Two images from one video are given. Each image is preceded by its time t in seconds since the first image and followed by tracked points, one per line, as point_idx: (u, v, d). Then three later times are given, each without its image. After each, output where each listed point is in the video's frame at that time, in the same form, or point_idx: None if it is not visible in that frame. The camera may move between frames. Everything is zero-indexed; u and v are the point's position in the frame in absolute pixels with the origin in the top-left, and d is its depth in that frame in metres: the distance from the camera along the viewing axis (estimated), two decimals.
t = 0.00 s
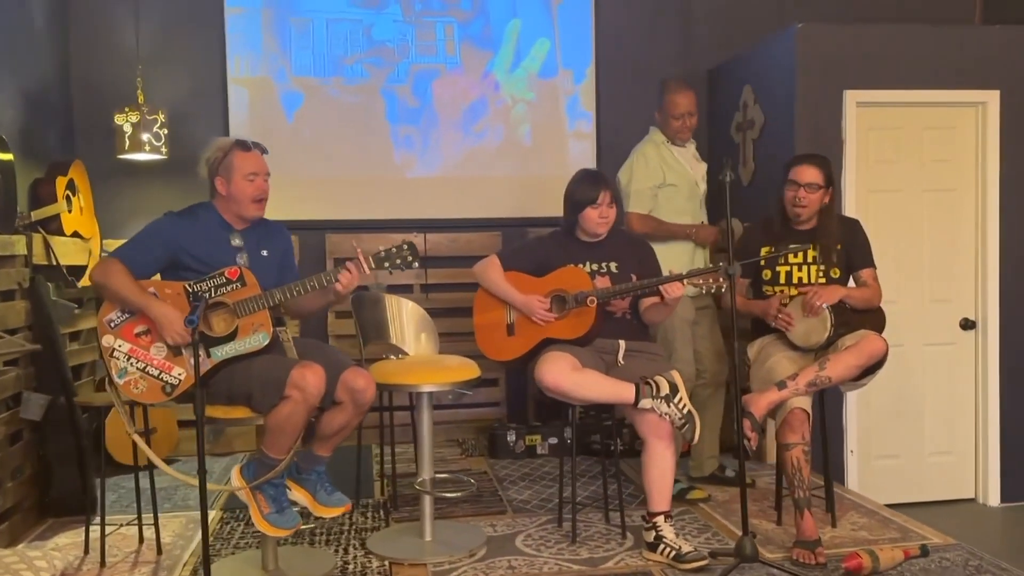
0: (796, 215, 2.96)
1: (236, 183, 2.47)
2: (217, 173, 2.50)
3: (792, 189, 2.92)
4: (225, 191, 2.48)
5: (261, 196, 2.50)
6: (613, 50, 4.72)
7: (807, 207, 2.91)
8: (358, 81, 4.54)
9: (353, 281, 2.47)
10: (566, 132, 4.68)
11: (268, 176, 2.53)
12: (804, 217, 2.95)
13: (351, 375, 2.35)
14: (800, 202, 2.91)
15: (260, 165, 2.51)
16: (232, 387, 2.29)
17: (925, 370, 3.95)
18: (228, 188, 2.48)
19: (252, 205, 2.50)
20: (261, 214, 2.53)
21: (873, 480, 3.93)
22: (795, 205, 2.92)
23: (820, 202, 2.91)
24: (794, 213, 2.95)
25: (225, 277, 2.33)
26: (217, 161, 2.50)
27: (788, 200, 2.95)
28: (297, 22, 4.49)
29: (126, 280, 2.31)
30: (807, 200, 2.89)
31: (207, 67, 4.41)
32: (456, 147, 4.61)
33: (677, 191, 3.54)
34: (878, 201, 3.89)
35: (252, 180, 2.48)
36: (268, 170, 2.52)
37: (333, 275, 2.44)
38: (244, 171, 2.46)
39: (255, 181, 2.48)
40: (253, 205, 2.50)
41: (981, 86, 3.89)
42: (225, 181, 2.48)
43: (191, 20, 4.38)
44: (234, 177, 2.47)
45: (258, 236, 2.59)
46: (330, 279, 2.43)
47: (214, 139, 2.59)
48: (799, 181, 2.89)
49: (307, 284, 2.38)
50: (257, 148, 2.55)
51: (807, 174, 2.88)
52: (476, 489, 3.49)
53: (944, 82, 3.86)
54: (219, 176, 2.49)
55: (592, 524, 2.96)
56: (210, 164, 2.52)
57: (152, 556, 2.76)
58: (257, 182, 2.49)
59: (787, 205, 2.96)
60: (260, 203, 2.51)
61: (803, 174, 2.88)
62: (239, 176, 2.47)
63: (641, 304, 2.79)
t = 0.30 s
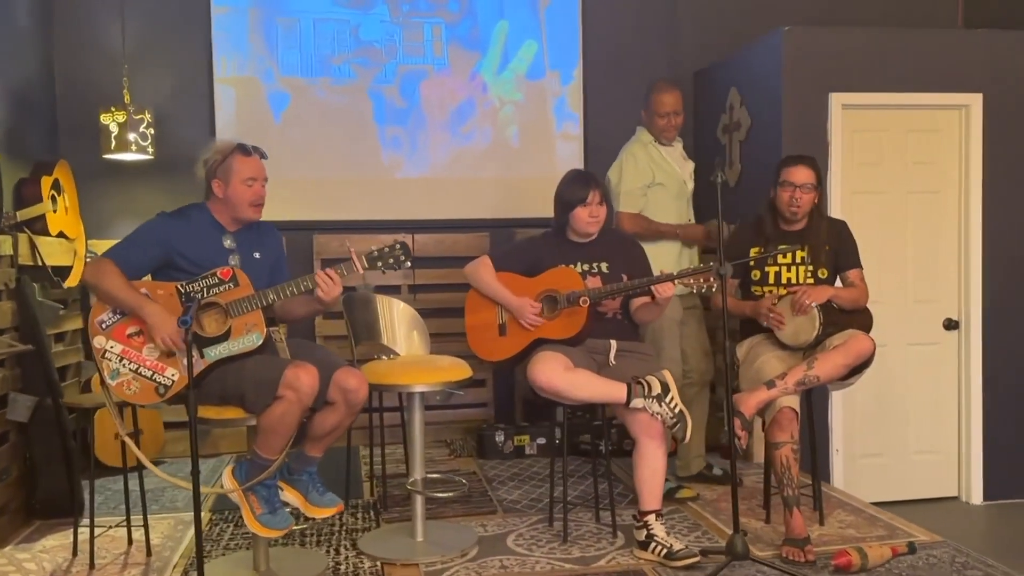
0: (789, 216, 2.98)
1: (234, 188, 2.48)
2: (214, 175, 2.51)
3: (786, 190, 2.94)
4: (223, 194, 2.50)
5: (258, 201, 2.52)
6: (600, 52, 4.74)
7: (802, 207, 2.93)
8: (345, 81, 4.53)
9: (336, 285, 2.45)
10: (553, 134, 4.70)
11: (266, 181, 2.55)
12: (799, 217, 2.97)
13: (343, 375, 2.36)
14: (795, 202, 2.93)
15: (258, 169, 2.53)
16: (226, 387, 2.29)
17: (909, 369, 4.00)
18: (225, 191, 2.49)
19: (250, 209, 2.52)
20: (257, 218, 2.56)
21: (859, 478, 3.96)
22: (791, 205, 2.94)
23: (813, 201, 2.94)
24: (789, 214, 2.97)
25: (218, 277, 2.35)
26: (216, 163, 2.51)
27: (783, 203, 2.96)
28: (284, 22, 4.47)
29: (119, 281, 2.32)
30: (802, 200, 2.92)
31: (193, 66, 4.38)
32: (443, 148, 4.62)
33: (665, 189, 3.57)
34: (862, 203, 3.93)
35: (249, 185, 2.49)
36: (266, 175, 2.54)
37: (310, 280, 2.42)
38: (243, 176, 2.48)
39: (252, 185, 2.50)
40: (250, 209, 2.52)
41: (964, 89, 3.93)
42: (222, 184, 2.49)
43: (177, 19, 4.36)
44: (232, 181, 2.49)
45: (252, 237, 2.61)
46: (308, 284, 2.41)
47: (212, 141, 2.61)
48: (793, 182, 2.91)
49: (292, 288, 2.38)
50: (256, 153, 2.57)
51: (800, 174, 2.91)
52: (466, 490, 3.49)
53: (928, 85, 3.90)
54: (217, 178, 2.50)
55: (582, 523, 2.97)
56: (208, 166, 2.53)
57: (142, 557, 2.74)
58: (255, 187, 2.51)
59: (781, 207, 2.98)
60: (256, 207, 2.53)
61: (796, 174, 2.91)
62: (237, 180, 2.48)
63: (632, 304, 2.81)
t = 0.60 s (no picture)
0: (779, 212, 3.00)
1: (219, 178, 2.48)
2: (199, 168, 2.51)
3: (777, 185, 2.96)
4: (208, 186, 2.49)
5: (244, 190, 2.52)
6: (587, 51, 4.74)
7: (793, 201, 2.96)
8: (332, 78, 4.51)
9: (328, 284, 2.44)
10: (540, 132, 4.70)
11: (250, 172, 2.56)
12: (790, 212, 2.99)
13: (332, 374, 2.36)
14: (787, 196, 2.95)
15: (243, 161, 2.54)
16: (214, 385, 2.28)
17: (893, 368, 4.03)
18: (211, 183, 2.49)
19: (238, 198, 2.52)
20: (245, 208, 2.55)
21: (843, 476, 3.99)
22: (783, 201, 2.96)
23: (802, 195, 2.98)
24: (780, 210, 2.98)
25: (207, 274, 2.33)
26: (200, 156, 2.51)
27: (773, 199, 2.98)
28: (270, 19, 4.45)
29: (107, 277, 2.30)
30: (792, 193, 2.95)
31: (177, 63, 4.35)
32: (430, 146, 4.61)
33: (651, 193, 3.59)
34: (847, 202, 3.96)
35: (235, 175, 2.50)
36: (250, 166, 2.55)
37: (302, 279, 2.41)
38: (227, 165, 2.48)
39: (238, 175, 2.50)
40: (237, 199, 2.51)
41: (947, 90, 3.97)
42: (208, 176, 2.49)
43: (162, 15, 4.33)
44: (218, 172, 2.49)
45: (238, 233, 2.60)
46: (300, 283, 2.40)
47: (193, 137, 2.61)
48: (783, 176, 2.94)
49: (283, 285, 2.37)
50: (239, 145, 2.58)
51: (788, 169, 2.95)
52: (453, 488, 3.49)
53: (912, 86, 3.94)
54: (201, 170, 2.50)
55: (570, 521, 2.98)
56: (192, 159, 2.53)
57: (127, 557, 2.72)
58: (240, 177, 2.51)
59: (772, 203, 2.99)
60: (243, 197, 2.52)
61: (785, 169, 2.95)
62: (222, 171, 2.48)
63: (620, 303, 2.83)
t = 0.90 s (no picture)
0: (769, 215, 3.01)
1: (212, 178, 2.46)
2: (192, 165, 2.49)
3: (768, 189, 2.96)
4: (201, 184, 2.48)
5: (236, 192, 2.51)
6: (577, 49, 4.74)
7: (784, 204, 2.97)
8: (321, 74, 4.50)
9: (317, 277, 2.44)
10: (530, 130, 4.70)
11: (244, 172, 2.54)
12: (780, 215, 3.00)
13: (321, 370, 2.36)
14: (778, 200, 2.96)
15: (237, 160, 2.52)
16: (202, 381, 2.27)
17: (879, 367, 4.06)
18: (204, 181, 2.47)
19: (228, 200, 2.50)
20: (235, 209, 2.54)
21: (830, 474, 4.02)
22: (774, 204, 2.97)
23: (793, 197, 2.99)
24: (771, 213, 3.00)
25: (195, 269, 2.32)
26: (194, 153, 2.49)
27: (764, 202, 2.99)
28: (259, 14, 4.43)
29: (95, 272, 2.28)
30: (783, 197, 2.96)
31: (165, 58, 4.32)
32: (419, 143, 4.60)
33: (643, 185, 3.58)
34: (836, 202, 3.98)
35: (228, 176, 2.48)
36: (244, 166, 2.53)
37: (291, 272, 2.41)
38: (222, 166, 2.46)
39: (231, 176, 2.49)
40: (228, 200, 2.50)
41: (935, 90, 3.99)
42: (200, 174, 2.47)
43: (150, 10, 4.30)
44: (211, 171, 2.47)
45: (227, 230, 2.59)
46: (288, 277, 2.39)
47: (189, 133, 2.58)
48: (775, 180, 2.94)
49: (271, 280, 2.36)
50: (235, 144, 2.55)
51: (779, 172, 2.94)
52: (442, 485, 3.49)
53: (900, 87, 3.96)
54: (194, 168, 2.48)
55: (559, 518, 2.98)
56: (186, 156, 2.51)
57: (114, 554, 2.71)
58: (233, 178, 2.50)
59: (764, 206, 2.99)
60: (234, 198, 2.51)
61: (776, 172, 2.94)
62: (215, 171, 2.46)
63: (610, 300, 2.83)
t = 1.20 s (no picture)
0: (761, 210, 3.01)
1: (200, 173, 2.45)
2: (180, 160, 2.48)
3: (759, 184, 2.97)
4: (189, 179, 2.47)
5: (225, 186, 2.49)
6: (570, 47, 4.74)
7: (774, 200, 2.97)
8: (313, 70, 4.48)
9: (309, 274, 2.44)
10: (523, 128, 4.70)
11: (233, 167, 2.52)
12: (771, 210, 3.01)
13: (314, 366, 2.36)
14: (770, 194, 2.96)
15: (226, 154, 2.50)
16: (194, 377, 2.25)
17: (869, 366, 4.08)
18: (192, 176, 2.46)
19: (217, 194, 2.49)
20: (224, 204, 2.53)
21: (820, 472, 4.03)
22: (765, 199, 2.97)
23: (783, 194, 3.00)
24: (762, 207, 2.99)
25: (188, 265, 2.30)
26: (182, 148, 2.48)
27: (755, 197, 3.00)
28: (251, 10, 4.40)
29: (86, 267, 2.26)
30: (773, 192, 2.96)
31: (156, 53, 4.29)
32: (412, 140, 4.59)
33: (642, 184, 3.59)
34: (827, 201, 3.99)
35: (216, 171, 2.47)
36: (233, 160, 2.52)
37: (283, 270, 2.39)
38: (209, 160, 2.45)
39: (219, 171, 2.47)
40: (217, 194, 2.49)
41: (927, 91, 4.01)
42: (188, 169, 2.46)
43: (141, 4, 4.27)
44: (199, 166, 2.46)
45: (218, 226, 2.58)
46: (281, 274, 2.38)
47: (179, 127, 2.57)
48: (765, 175, 2.95)
49: (262, 277, 2.35)
50: (223, 138, 2.54)
51: (771, 168, 2.96)
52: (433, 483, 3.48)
53: (891, 87, 3.97)
54: (182, 163, 2.47)
55: (550, 516, 2.98)
56: (174, 150, 2.51)
57: (104, 551, 2.70)
58: (222, 172, 2.48)
59: (755, 201, 3.00)
60: (223, 192, 2.50)
61: (768, 168, 2.95)
62: (203, 165, 2.45)
63: (603, 299, 2.83)
